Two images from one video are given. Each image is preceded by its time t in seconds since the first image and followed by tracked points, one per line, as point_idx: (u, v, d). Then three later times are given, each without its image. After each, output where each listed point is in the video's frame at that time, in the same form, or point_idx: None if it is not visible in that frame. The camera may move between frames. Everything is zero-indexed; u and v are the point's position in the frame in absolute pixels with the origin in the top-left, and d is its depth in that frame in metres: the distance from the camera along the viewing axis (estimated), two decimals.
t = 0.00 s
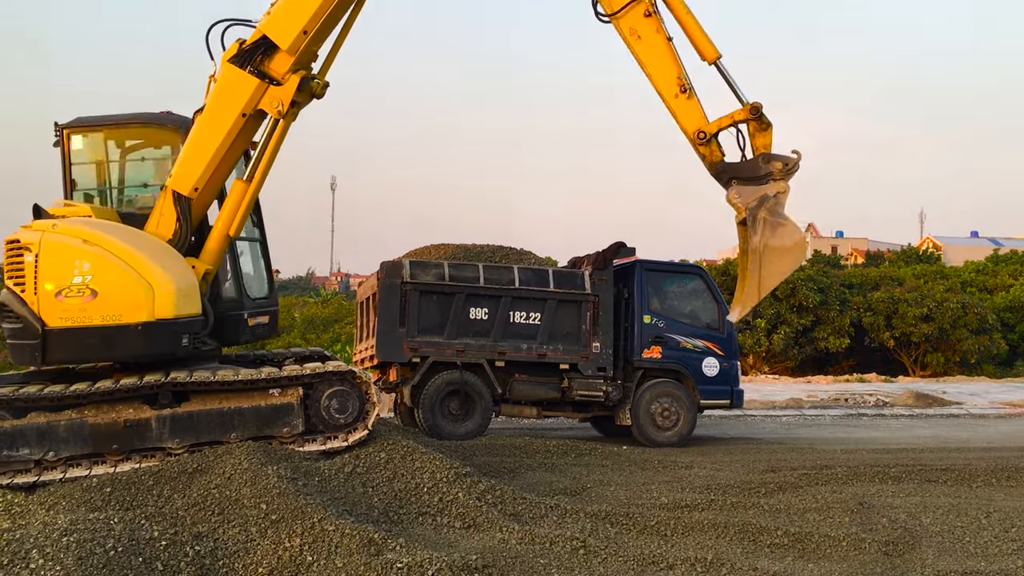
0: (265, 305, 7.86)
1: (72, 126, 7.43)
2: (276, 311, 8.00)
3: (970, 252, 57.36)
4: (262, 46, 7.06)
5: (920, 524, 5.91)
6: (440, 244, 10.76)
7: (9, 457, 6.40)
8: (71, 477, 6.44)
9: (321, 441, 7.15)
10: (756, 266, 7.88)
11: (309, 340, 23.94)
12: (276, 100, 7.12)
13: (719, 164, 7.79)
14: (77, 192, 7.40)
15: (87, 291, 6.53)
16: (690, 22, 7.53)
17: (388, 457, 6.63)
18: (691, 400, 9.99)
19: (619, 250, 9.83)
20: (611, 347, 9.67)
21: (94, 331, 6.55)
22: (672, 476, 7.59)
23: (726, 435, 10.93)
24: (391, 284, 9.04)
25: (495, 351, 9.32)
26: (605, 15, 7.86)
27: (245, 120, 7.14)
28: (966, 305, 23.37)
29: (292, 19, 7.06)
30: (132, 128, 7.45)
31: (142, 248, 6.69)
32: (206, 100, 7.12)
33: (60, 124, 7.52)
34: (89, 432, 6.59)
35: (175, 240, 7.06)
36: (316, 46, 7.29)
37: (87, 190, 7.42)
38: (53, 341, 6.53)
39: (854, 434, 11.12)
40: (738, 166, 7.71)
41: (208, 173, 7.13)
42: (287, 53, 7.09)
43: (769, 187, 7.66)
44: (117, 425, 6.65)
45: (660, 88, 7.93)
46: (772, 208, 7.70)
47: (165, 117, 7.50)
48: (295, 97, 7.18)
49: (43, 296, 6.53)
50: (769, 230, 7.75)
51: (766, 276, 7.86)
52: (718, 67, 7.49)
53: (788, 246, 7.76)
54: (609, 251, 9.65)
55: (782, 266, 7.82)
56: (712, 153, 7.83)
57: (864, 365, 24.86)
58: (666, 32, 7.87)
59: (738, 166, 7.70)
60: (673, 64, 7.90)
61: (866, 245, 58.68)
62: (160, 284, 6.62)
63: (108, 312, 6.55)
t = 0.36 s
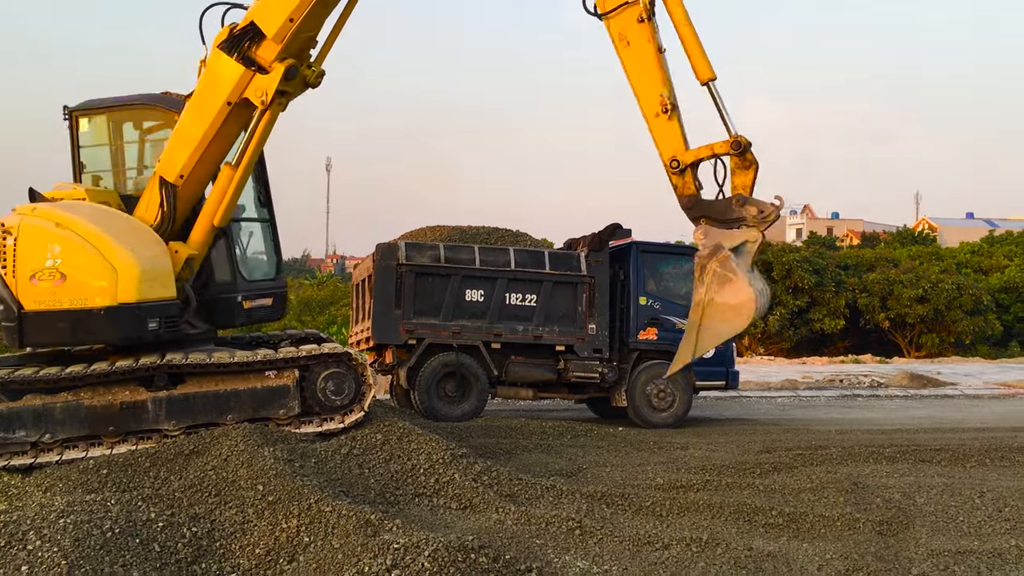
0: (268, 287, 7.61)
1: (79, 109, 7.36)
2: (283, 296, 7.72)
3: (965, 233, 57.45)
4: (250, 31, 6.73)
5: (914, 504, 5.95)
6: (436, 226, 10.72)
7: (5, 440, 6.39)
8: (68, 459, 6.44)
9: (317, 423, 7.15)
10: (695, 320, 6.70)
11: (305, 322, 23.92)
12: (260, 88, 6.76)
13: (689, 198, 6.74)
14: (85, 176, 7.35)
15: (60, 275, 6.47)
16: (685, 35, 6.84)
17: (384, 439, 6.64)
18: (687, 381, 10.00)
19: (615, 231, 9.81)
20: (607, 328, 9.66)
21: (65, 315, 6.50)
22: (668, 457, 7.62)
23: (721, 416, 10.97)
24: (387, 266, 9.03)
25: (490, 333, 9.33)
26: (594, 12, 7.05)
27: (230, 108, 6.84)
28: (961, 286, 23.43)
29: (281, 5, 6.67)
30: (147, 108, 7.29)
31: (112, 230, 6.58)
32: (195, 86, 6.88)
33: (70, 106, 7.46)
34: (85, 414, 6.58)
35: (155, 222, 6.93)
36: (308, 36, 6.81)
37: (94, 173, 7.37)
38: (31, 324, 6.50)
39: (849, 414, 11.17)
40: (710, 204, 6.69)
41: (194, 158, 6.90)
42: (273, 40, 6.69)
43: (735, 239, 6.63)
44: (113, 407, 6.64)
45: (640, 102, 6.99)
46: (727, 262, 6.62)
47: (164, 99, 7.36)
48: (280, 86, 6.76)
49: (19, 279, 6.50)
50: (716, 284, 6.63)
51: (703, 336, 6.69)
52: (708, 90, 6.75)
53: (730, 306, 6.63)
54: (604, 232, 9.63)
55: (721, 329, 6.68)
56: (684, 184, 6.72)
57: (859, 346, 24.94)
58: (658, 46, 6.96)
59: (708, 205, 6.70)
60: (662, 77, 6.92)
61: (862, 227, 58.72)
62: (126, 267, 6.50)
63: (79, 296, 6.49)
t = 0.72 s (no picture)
0: (272, 275, 7.45)
1: (92, 98, 7.45)
2: (288, 285, 7.54)
3: (965, 221, 57.41)
4: (238, 28, 6.39)
5: (913, 491, 5.97)
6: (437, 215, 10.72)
7: (6, 428, 6.40)
8: (69, 447, 6.45)
9: (318, 411, 7.16)
10: (642, 376, 5.95)
11: (305, 311, 23.92)
12: (247, 87, 6.49)
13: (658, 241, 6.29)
14: (97, 164, 7.45)
15: (42, 264, 6.40)
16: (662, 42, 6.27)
17: (384, 427, 6.65)
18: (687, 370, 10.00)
19: (615, 219, 9.79)
20: (607, 317, 9.66)
21: (46, 305, 6.42)
22: (667, 444, 7.63)
23: (721, 404, 10.99)
24: (387, 254, 9.02)
25: (490, 321, 9.33)
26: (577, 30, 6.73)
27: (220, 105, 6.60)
28: (961, 274, 23.44)
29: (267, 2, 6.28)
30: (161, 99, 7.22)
31: (92, 220, 6.48)
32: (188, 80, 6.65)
33: (83, 95, 7.55)
34: (86, 402, 6.58)
35: (145, 213, 6.79)
36: (296, 32, 6.46)
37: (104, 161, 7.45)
38: (18, 313, 6.45)
39: (849, 402, 11.19)
40: (679, 248, 6.21)
41: (184, 153, 6.69)
42: (260, 39, 6.36)
43: (700, 290, 6.09)
44: (114, 394, 6.65)
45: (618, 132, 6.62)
46: (681, 318, 5.95)
47: (169, 86, 7.32)
48: (267, 85, 6.48)
49: (6, 267, 6.46)
50: (669, 340, 5.92)
51: (647, 395, 5.93)
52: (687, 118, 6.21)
53: (682, 368, 5.86)
54: (604, 220, 9.62)
55: (673, 389, 5.87)
56: (655, 223, 6.35)
57: (858, 335, 24.96)
58: (641, 69, 6.54)
59: (675, 249, 6.21)
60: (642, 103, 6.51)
61: (863, 215, 58.64)
62: (102, 259, 6.41)
63: (60, 286, 6.42)
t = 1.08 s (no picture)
0: (276, 269, 7.37)
1: (107, 93, 7.55)
2: (294, 280, 7.44)
3: (968, 216, 57.32)
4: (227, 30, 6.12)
5: (916, 486, 5.97)
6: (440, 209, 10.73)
7: (11, 422, 6.43)
8: (73, 441, 6.47)
9: (321, 405, 7.18)
10: (595, 435, 4.45)
11: (307, 304, 23.94)
12: (235, 90, 6.25)
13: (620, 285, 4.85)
14: (113, 158, 7.57)
15: (34, 259, 6.45)
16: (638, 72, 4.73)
17: (387, 421, 6.66)
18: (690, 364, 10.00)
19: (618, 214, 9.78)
20: (610, 311, 9.65)
21: (38, 299, 6.47)
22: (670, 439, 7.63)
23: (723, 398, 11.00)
24: (390, 248, 9.03)
25: (493, 315, 9.33)
26: (546, 53, 5.26)
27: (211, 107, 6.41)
28: (965, 269, 23.40)
29: (253, 5, 5.93)
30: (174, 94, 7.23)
31: (78, 214, 6.40)
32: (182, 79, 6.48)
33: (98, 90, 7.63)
34: (90, 396, 6.60)
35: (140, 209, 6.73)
36: (286, 37, 6.07)
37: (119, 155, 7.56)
38: (18, 307, 6.58)
39: (851, 397, 11.19)
40: (644, 290, 4.72)
41: (177, 154, 6.55)
42: (247, 43, 6.06)
43: (665, 339, 4.57)
44: (118, 388, 6.66)
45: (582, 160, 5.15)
46: (638, 372, 4.41)
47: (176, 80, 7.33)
48: (255, 90, 6.24)
49: (8, 261, 6.59)
50: (623, 395, 4.39)
51: (603, 460, 4.43)
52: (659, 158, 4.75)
53: (641, 429, 4.31)
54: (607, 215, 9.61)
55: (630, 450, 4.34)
56: (620, 268, 4.89)
57: (861, 329, 24.93)
58: (614, 100, 5.05)
59: (636, 291, 4.72)
60: (612, 138, 5.04)
61: (866, 209, 58.55)
62: (84, 254, 6.32)
63: (49, 281, 6.42)
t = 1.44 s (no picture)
0: (280, 267, 7.37)
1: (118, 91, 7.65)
2: (298, 277, 7.43)
3: (972, 214, 57.18)
4: (217, 36, 6.05)
5: (920, 484, 5.95)
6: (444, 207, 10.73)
7: (15, 419, 6.44)
8: (77, 438, 6.48)
9: (325, 402, 7.19)
10: (559, 486, 3.89)
11: (312, 302, 23.94)
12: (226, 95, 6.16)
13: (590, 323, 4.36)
14: (127, 155, 7.70)
15: (31, 256, 6.50)
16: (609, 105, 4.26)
17: (391, 418, 6.66)
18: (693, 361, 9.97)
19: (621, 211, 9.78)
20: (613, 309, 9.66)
21: (34, 297, 6.50)
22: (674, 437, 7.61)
23: (727, 396, 10.98)
24: (394, 245, 9.03)
25: (496, 313, 9.33)
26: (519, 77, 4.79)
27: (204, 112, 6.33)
28: (970, 266, 23.35)
29: (240, 12, 5.81)
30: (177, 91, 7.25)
31: (71, 211, 6.39)
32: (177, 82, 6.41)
33: (112, 89, 7.69)
34: (94, 393, 6.61)
35: (139, 209, 6.70)
36: (275, 43, 5.96)
37: (132, 152, 7.68)
38: (19, 304, 6.62)
39: (856, 395, 11.17)
40: (613, 328, 4.18)
41: (173, 157, 6.49)
42: (236, 49, 5.95)
43: (636, 381, 3.98)
44: (122, 385, 6.67)
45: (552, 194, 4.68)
46: (600, 418, 3.85)
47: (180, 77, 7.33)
48: (246, 96, 6.14)
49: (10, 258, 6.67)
50: (584, 443, 3.85)
51: (568, 515, 3.85)
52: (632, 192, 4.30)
53: (603, 478, 3.77)
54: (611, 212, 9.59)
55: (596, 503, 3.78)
56: (589, 305, 4.42)
57: (865, 327, 24.88)
58: (586, 128, 4.54)
59: (603, 329, 4.19)
60: (584, 168, 4.54)
61: (870, 207, 58.41)
62: (76, 252, 6.30)
63: (44, 278, 6.45)
